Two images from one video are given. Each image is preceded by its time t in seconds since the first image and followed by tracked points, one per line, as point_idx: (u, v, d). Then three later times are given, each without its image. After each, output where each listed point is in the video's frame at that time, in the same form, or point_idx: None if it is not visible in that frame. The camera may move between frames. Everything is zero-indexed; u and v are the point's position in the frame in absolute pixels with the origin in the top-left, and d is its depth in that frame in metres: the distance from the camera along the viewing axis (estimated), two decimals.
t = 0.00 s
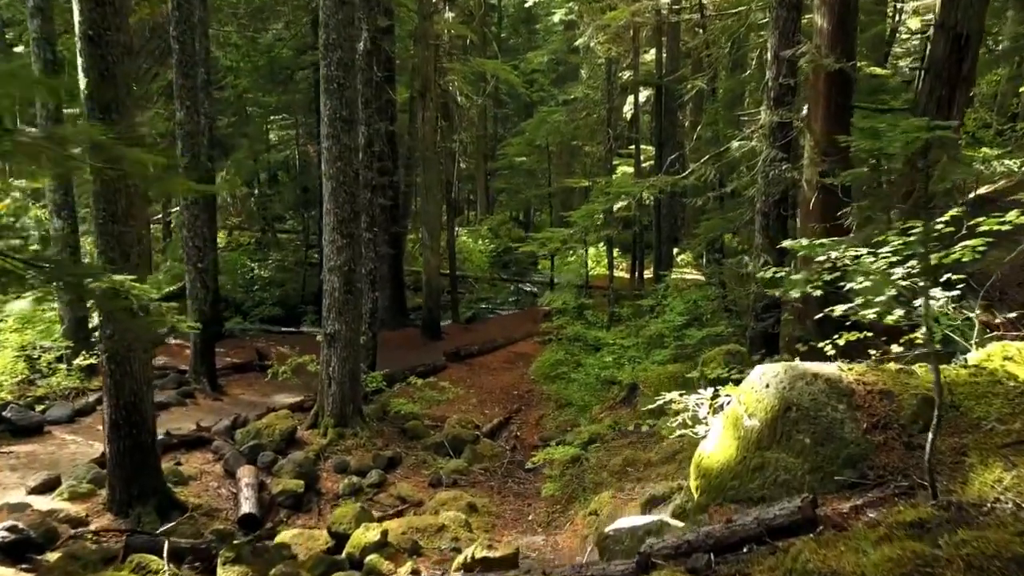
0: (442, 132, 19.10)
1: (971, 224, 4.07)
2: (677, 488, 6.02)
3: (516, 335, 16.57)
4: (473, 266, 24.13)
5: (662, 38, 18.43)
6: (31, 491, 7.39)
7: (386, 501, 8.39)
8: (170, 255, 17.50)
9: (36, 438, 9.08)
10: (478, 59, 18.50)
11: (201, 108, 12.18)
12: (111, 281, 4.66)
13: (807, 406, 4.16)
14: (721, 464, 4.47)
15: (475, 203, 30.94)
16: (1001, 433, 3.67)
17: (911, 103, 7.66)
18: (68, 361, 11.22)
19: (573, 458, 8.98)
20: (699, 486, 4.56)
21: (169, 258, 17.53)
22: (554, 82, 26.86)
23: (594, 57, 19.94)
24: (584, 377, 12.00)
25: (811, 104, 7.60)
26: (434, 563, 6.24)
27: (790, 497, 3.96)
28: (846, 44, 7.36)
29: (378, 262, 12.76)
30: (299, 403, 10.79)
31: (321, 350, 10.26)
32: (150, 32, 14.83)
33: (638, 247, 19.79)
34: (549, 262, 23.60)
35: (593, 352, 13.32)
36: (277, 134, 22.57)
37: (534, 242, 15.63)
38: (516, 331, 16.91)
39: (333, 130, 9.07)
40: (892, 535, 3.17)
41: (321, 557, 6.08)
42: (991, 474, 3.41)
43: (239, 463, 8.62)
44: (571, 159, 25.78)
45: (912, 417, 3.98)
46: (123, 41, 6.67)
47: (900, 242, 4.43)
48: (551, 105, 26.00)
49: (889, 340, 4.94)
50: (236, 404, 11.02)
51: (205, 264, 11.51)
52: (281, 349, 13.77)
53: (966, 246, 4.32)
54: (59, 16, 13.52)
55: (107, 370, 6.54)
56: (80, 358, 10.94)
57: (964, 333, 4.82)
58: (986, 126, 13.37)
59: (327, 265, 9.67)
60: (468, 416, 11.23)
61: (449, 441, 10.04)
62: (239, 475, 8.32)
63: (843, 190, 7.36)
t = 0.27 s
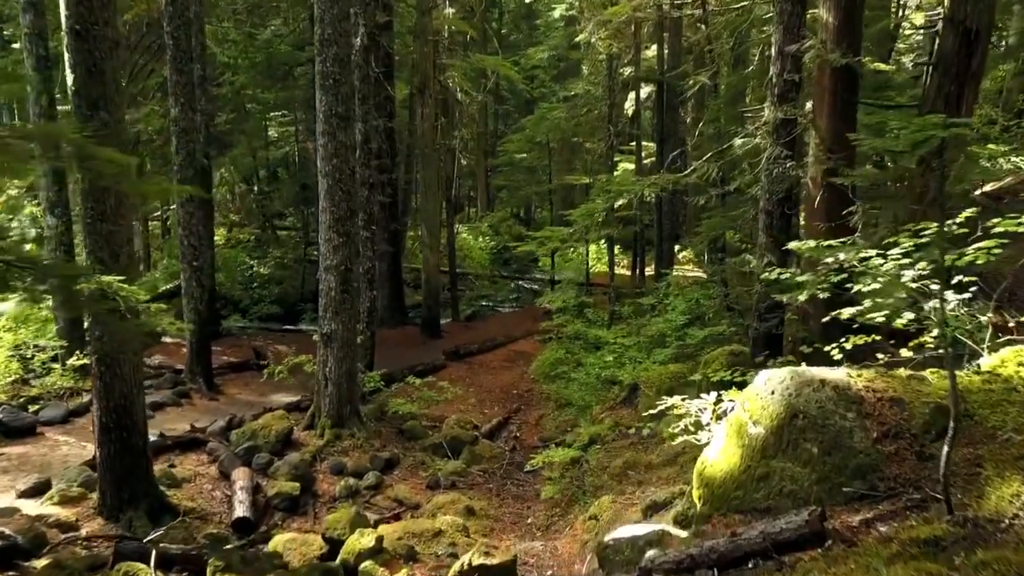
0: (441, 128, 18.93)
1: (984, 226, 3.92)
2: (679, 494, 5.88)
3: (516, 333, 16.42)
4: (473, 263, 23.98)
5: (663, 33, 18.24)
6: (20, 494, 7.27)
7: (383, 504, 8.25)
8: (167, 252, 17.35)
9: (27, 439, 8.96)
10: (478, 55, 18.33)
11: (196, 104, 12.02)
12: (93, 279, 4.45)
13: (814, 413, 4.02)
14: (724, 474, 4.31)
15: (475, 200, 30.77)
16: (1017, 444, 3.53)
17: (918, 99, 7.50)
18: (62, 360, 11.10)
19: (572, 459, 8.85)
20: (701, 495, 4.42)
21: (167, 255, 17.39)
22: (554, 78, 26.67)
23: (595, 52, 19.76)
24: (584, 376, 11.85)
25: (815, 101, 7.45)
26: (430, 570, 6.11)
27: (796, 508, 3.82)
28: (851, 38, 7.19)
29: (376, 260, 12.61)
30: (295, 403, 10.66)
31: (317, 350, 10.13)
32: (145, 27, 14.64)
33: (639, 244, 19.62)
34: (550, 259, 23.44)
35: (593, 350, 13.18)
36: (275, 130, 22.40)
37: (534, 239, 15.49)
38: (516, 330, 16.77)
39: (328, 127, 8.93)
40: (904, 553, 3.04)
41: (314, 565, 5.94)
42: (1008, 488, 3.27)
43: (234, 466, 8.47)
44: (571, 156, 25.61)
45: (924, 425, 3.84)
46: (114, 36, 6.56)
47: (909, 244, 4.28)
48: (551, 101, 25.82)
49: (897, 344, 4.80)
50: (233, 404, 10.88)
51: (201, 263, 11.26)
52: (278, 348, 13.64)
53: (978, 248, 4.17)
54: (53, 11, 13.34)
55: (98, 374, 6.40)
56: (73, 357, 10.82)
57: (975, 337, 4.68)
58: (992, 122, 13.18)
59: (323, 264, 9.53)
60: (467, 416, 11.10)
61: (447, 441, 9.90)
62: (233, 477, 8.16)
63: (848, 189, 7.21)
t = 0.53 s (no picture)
0: (441, 127, 18.74)
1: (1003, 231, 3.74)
2: (682, 505, 5.73)
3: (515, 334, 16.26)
4: (473, 262, 23.80)
5: (665, 31, 18.03)
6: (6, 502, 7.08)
7: (379, 512, 8.08)
8: (164, 252, 17.17)
9: (16, 443, 8.77)
10: (478, 53, 18.15)
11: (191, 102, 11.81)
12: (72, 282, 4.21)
13: (824, 427, 3.83)
14: (729, 488, 4.08)
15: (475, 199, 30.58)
16: None
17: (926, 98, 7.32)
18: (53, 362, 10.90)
19: (572, 466, 8.68)
20: (704, 510, 4.20)
21: (164, 254, 17.18)
22: (555, 76, 26.47)
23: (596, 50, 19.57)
24: (584, 380, 11.68)
25: (822, 99, 7.26)
26: None
27: (807, 527, 3.63)
28: (859, 35, 7.01)
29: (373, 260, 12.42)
30: (290, 406, 10.47)
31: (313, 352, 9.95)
32: (140, 24, 14.39)
33: (639, 244, 19.44)
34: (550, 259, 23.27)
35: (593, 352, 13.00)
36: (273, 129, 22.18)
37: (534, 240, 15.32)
38: (515, 331, 16.60)
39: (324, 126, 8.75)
40: None
41: None
42: None
43: (227, 472, 8.27)
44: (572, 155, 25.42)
45: (939, 441, 3.68)
46: (103, 32, 6.36)
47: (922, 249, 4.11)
48: (552, 100, 25.61)
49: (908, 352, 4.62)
50: (228, 407, 10.70)
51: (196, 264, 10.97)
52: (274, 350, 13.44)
53: (995, 254, 4.00)
54: (46, 7, 13.10)
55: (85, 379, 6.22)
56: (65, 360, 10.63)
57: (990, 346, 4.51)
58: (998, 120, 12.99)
59: (319, 265, 9.35)
60: (465, 420, 10.93)
61: (445, 446, 9.73)
62: (227, 484, 7.96)
63: (856, 190, 7.04)
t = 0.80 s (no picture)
0: (439, 126, 18.54)
1: None
2: (684, 519, 5.45)
3: (514, 337, 16.07)
4: (472, 264, 23.61)
5: (666, 29, 17.81)
6: None
7: (372, 523, 7.89)
8: (159, 254, 16.98)
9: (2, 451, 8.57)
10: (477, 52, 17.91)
11: (184, 102, 11.61)
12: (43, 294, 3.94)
13: (836, 445, 3.63)
14: (733, 508, 3.83)
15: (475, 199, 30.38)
16: None
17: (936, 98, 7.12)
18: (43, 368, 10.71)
19: (571, 474, 8.48)
20: (706, 530, 3.97)
21: (158, 256, 16.98)
22: (555, 75, 26.27)
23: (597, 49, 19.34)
24: (584, 384, 11.50)
25: (827, 99, 7.05)
26: None
27: (816, 553, 3.43)
28: (867, 32, 6.78)
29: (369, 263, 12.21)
30: (283, 413, 10.27)
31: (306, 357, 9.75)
32: (135, 22, 14.19)
33: (640, 246, 19.24)
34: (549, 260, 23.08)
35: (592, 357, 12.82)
36: (271, 129, 21.97)
37: (532, 242, 15.13)
38: (514, 334, 16.42)
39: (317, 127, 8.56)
40: None
41: None
42: None
43: (218, 481, 8.07)
44: (572, 154, 25.22)
45: (956, 460, 3.50)
46: (88, 31, 6.14)
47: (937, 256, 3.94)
48: (552, 100, 25.42)
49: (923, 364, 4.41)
50: (220, 413, 10.51)
51: (188, 267, 10.89)
52: (268, 354, 13.28)
53: (1013, 260, 3.80)
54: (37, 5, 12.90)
55: (70, 387, 6.03)
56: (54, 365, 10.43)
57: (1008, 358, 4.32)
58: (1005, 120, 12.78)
59: (313, 268, 9.15)
60: (462, 426, 10.74)
61: (441, 454, 9.53)
62: (217, 493, 7.76)
63: (863, 193, 6.85)
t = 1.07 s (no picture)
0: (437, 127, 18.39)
1: None
2: (685, 531, 5.28)
3: (513, 340, 15.92)
4: (471, 265, 23.46)
5: (667, 28, 17.66)
6: None
7: (367, 531, 7.74)
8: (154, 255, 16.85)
9: None
10: (476, 52, 17.75)
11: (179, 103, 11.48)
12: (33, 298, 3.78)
13: (847, 461, 3.48)
14: (737, 525, 3.62)
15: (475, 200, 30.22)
16: None
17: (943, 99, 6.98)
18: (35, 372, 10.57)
19: (570, 481, 8.33)
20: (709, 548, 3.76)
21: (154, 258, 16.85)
22: (554, 75, 26.13)
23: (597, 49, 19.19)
24: (583, 387, 11.36)
25: (832, 100, 6.91)
26: None
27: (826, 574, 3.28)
28: (873, 31, 6.63)
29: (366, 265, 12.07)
30: (277, 418, 10.12)
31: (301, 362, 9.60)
32: (129, 22, 14.05)
33: (640, 247, 19.08)
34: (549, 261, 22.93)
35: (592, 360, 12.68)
36: (269, 129, 21.83)
37: (531, 244, 14.99)
38: (513, 336, 16.28)
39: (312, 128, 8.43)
40: None
41: None
42: None
43: (210, 489, 7.92)
44: (572, 155, 25.06)
45: (972, 478, 3.38)
46: (73, 29, 6.02)
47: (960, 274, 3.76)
48: (552, 100, 25.28)
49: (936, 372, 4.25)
50: (215, 417, 10.37)
51: (181, 269, 10.70)
52: (264, 356, 13.14)
53: None
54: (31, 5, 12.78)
55: (57, 396, 5.88)
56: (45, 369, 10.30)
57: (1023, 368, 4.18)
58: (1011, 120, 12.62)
59: (307, 271, 9.00)
60: (460, 431, 10.59)
61: (438, 459, 9.39)
62: (209, 502, 7.61)
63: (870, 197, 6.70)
